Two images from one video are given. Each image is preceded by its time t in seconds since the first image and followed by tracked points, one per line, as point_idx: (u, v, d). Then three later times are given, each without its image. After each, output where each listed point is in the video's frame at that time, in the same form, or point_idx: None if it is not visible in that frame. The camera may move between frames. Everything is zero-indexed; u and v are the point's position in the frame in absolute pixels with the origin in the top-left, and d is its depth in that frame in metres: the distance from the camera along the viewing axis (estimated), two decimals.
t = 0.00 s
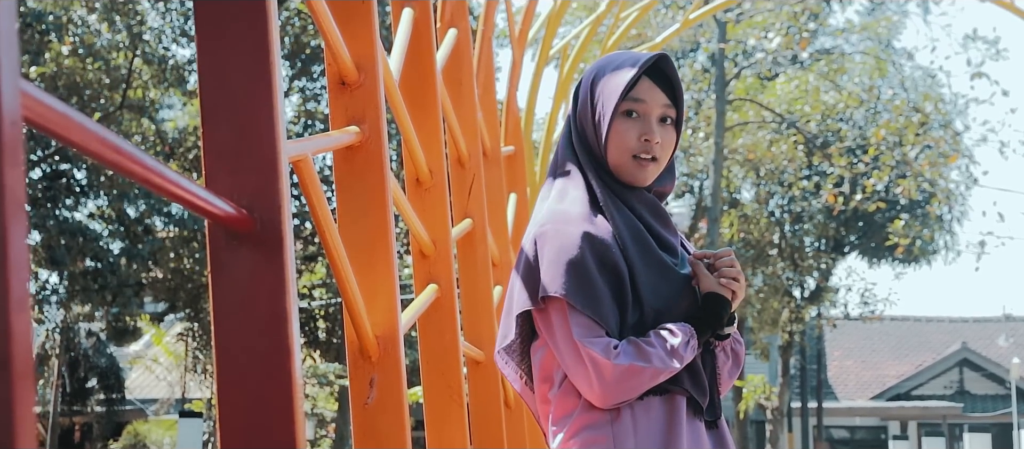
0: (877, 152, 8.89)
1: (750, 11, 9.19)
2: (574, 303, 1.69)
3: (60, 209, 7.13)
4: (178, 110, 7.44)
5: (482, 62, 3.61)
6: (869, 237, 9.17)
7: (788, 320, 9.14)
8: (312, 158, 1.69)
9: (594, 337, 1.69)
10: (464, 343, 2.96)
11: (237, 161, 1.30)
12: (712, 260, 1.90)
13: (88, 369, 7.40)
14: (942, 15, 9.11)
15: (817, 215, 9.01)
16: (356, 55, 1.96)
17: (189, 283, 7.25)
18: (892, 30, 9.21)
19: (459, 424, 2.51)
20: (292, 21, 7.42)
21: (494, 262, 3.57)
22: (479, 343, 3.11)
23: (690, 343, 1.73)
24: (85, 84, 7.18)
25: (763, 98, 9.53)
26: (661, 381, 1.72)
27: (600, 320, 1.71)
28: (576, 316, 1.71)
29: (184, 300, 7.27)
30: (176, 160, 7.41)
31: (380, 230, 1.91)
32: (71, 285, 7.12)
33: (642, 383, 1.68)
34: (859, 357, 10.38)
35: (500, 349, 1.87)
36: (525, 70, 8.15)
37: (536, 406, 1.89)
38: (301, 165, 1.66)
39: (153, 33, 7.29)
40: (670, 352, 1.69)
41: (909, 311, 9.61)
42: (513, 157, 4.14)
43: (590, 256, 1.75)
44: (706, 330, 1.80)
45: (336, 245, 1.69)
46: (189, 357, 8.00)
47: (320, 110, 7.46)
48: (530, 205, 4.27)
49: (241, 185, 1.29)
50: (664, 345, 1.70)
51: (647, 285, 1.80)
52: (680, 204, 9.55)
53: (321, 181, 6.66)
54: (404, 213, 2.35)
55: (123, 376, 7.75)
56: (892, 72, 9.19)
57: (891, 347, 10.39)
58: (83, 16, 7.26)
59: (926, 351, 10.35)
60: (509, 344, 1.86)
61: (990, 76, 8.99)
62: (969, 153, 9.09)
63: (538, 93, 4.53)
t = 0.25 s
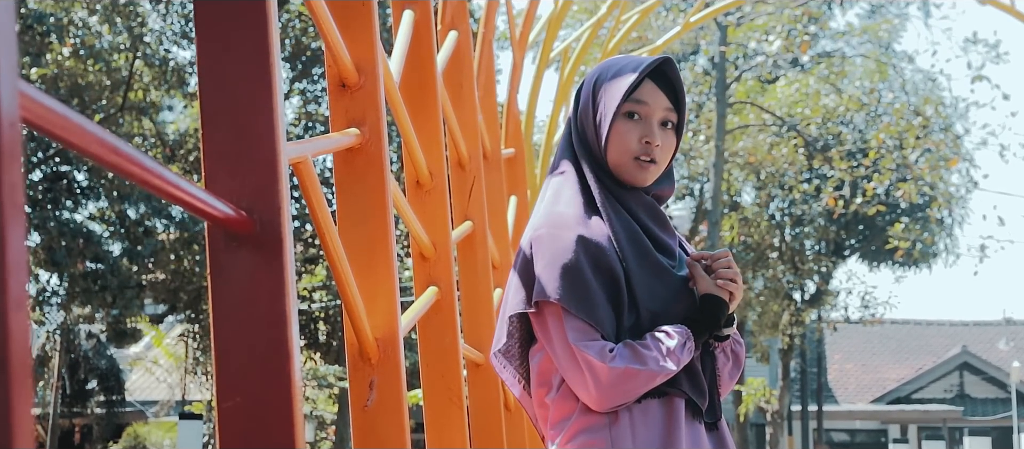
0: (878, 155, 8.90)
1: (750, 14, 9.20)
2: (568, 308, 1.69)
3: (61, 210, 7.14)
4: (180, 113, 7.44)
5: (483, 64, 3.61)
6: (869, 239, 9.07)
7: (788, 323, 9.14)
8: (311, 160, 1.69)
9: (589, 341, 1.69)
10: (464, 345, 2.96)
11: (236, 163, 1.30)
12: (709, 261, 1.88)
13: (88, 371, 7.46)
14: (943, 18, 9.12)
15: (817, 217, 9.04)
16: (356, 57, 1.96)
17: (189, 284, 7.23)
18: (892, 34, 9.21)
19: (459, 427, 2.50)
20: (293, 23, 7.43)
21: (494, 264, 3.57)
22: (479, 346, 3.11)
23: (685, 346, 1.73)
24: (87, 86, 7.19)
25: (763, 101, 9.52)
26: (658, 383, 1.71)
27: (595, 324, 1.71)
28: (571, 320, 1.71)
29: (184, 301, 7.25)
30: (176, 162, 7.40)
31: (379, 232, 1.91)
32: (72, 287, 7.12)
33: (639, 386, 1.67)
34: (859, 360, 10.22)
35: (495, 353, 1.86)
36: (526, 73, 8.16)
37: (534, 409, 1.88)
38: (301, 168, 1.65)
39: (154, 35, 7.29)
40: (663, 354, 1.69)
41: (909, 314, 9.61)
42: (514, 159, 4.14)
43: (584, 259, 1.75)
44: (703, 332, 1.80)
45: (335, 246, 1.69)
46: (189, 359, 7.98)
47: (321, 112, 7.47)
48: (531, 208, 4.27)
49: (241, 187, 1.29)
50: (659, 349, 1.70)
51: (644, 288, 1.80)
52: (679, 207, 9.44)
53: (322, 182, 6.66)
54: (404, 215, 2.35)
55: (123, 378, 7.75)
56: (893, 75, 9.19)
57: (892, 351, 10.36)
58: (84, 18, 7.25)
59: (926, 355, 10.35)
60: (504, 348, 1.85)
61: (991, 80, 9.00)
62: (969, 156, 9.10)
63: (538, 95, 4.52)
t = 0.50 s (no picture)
0: (878, 158, 8.91)
1: (752, 17, 9.20)
2: (563, 312, 1.69)
3: (62, 212, 7.14)
4: (182, 114, 7.45)
5: (484, 66, 3.60)
6: (871, 242, 9.13)
7: (789, 326, 9.13)
8: (312, 161, 1.68)
9: (585, 345, 1.69)
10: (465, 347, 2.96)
11: (236, 164, 1.29)
12: (707, 262, 1.87)
13: (89, 372, 7.40)
14: (944, 22, 9.12)
15: (818, 220, 9.04)
16: (357, 58, 1.96)
17: (190, 286, 7.23)
18: (894, 37, 9.21)
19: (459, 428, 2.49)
20: (294, 25, 7.43)
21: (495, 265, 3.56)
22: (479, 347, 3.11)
23: (683, 347, 1.71)
24: (89, 87, 7.18)
25: (764, 104, 9.50)
26: (656, 386, 1.70)
27: (591, 328, 1.71)
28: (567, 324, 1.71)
29: (184, 302, 7.25)
30: (177, 163, 7.38)
31: (379, 233, 1.90)
32: (73, 288, 7.12)
33: (635, 389, 1.67)
34: (860, 363, 10.19)
35: (495, 356, 1.87)
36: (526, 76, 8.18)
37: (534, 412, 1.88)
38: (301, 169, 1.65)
39: (155, 37, 7.30)
40: (660, 356, 1.68)
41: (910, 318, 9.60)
42: (514, 161, 4.14)
43: (579, 261, 1.75)
44: (701, 333, 1.79)
45: (335, 248, 1.68)
46: (190, 360, 7.97)
47: (323, 115, 7.47)
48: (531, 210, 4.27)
49: (241, 188, 1.29)
50: (655, 351, 1.69)
51: (642, 290, 1.80)
52: (681, 209, 9.48)
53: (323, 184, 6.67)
54: (404, 216, 2.35)
55: (123, 379, 7.74)
56: (894, 78, 9.19)
57: (892, 354, 10.34)
58: (86, 18, 7.24)
59: (927, 358, 10.34)
60: (505, 350, 1.85)
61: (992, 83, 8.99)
62: (970, 160, 9.10)
63: (538, 98, 4.52)
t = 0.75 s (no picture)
0: (878, 159, 8.92)
1: (751, 17, 9.20)
2: (559, 314, 1.70)
3: (61, 212, 7.15)
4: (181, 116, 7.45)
5: (483, 68, 3.60)
6: (869, 244, 9.11)
7: (788, 327, 9.14)
8: (310, 162, 1.68)
9: (581, 348, 1.69)
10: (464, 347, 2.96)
11: (234, 165, 1.30)
12: (705, 262, 1.87)
13: (88, 374, 7.43)
14: (943, 22, 9.12)
15: (817, 221, 9.03)
16: (356, 58, 1.96)
17: (191, 286, 7.22)
18: (893, 37, 9.20)
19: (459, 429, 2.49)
20: (294, 26, 7.43)
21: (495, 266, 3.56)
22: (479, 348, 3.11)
23: (680, 349, 1.71)
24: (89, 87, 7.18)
25: (764, 105, 9.50)
26: (652, 388, 1.70)
27: (587, 330, 1.71)
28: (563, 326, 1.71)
29: (184, 303, 7.25)
30: (176, 164, 7.36)
31: (379, 234, 1.90)
32: (72, 289, 7.10)
33: (633, 391, 1.67)
34: (859, 363, 10.25)
35: (494, 358, 1.87)
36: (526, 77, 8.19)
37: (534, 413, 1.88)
38: (300, 170, 1.65)
39: (155, 38, 7.30)
40: (656, 359, 1.68)
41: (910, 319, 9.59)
42: (514, 162, 4.14)
43: (576, 263, 1.75)
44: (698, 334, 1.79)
45: (335, 249, 1.68)
46: (190, 361, 7.96)
47: (322, 115, 7.47)
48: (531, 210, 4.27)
49: (240, 189, 1.29)
50: (651, 354, 1.69)
51: (639, 291, 1.80)
52: (680, 211, 9.51)
53: (324, 184, 6.68)
54: (404, 218, 2.35)
55: (123, 380, 7.74)
56: (893, 79, 9.19)
57: (891, 355, 10.34)
58: (85, 20, 7.24)
59: (927, 359, 10.34)
60: (503, 351, 1.85)
61: (991, 83, 8.98)
62: (969, 160, 9.11)
63: (538, 99, 4.52)
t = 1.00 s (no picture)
0: (878, 160, 8.92)
1: (750, 18, 9.20)
2: (557, 317, 1.70)
3: (60, 213, 7.14)
4: (180, 117, 7.43)
5: (482, 68, 3.60)
6: (869, 245, 9.11)
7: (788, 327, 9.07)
8: (310, 163, 1.68)
9: (580, 349, 1.69)
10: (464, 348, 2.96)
11: (234, 164, 1.30)
12: (704, 262, 1.87)
13: (88, 375, 7.42)
14: (943, 23, 9.12)
15: (817, 222, 9.02)
16: (356, 58, 1.95)
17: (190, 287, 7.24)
18: (893, 38, 9.21)
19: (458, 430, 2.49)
20: (293, 27, 7.43)
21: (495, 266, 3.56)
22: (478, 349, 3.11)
23: (679, 351, 1.71)
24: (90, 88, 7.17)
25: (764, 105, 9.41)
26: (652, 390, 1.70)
27: (586, 332, 1.71)
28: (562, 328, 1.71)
29: (184, 304, 7.26)
30: (176, 165, 7.37)
31: (379, 234, 1.90)
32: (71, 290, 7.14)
33: (632, 392, 1.67)
34: (859, 364, 10.28)
35: (493, 360, 1.87)
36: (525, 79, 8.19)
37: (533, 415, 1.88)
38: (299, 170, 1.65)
39: (155, 39, 7.31)
40: (655, 360, 1.67)
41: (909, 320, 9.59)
42: (513, 162, 4.14)
43: (574, 264, 1.75)
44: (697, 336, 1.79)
45: (334, 250, 1.68)
46: (189, 362, 7.96)
47: (322, 116, 7.47)
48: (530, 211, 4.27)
49: (240, 189, 1.29)
50: (651, 355, 1.68)
51: (638, 291, 1.80)
52: (680, 211, 9.51)
53: (323, 185, 6.69)
54: (403, 218, 2.34)
55: (123, 381, 7.72)
56: (893, 80, 9.19)
57: (891, 355, 10.33)
58: (85, 21, 7.24)
59: (927, 359, 10.33)
60: (502, 353, 1.85)
61: (991, 84, 8.98)
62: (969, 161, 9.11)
63: (538, 99, 4.52)
